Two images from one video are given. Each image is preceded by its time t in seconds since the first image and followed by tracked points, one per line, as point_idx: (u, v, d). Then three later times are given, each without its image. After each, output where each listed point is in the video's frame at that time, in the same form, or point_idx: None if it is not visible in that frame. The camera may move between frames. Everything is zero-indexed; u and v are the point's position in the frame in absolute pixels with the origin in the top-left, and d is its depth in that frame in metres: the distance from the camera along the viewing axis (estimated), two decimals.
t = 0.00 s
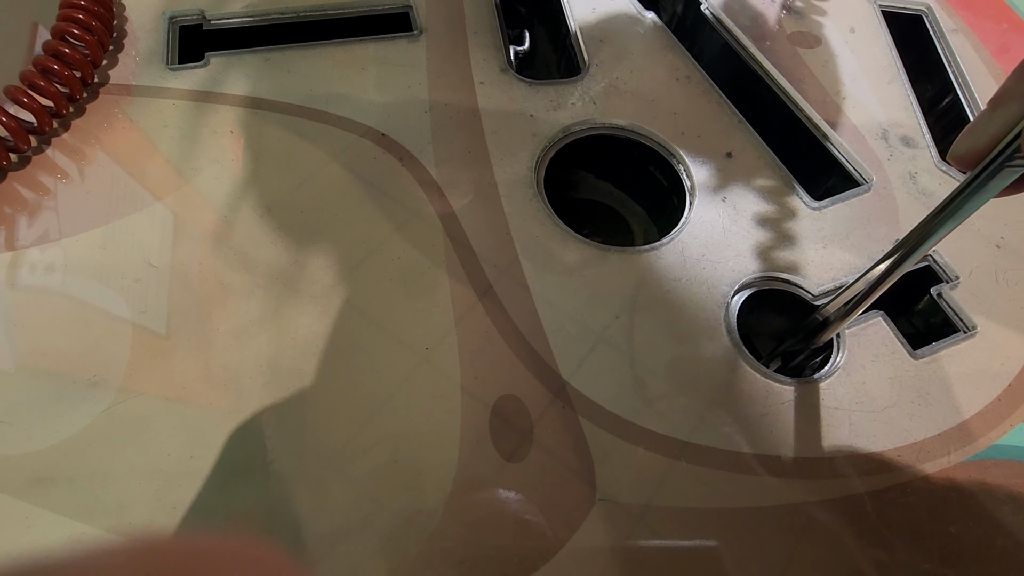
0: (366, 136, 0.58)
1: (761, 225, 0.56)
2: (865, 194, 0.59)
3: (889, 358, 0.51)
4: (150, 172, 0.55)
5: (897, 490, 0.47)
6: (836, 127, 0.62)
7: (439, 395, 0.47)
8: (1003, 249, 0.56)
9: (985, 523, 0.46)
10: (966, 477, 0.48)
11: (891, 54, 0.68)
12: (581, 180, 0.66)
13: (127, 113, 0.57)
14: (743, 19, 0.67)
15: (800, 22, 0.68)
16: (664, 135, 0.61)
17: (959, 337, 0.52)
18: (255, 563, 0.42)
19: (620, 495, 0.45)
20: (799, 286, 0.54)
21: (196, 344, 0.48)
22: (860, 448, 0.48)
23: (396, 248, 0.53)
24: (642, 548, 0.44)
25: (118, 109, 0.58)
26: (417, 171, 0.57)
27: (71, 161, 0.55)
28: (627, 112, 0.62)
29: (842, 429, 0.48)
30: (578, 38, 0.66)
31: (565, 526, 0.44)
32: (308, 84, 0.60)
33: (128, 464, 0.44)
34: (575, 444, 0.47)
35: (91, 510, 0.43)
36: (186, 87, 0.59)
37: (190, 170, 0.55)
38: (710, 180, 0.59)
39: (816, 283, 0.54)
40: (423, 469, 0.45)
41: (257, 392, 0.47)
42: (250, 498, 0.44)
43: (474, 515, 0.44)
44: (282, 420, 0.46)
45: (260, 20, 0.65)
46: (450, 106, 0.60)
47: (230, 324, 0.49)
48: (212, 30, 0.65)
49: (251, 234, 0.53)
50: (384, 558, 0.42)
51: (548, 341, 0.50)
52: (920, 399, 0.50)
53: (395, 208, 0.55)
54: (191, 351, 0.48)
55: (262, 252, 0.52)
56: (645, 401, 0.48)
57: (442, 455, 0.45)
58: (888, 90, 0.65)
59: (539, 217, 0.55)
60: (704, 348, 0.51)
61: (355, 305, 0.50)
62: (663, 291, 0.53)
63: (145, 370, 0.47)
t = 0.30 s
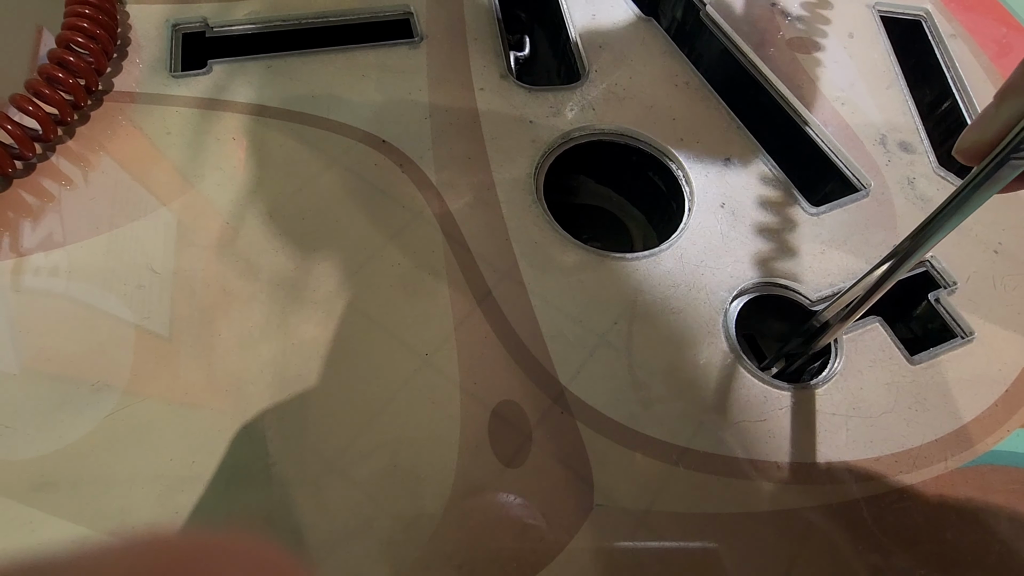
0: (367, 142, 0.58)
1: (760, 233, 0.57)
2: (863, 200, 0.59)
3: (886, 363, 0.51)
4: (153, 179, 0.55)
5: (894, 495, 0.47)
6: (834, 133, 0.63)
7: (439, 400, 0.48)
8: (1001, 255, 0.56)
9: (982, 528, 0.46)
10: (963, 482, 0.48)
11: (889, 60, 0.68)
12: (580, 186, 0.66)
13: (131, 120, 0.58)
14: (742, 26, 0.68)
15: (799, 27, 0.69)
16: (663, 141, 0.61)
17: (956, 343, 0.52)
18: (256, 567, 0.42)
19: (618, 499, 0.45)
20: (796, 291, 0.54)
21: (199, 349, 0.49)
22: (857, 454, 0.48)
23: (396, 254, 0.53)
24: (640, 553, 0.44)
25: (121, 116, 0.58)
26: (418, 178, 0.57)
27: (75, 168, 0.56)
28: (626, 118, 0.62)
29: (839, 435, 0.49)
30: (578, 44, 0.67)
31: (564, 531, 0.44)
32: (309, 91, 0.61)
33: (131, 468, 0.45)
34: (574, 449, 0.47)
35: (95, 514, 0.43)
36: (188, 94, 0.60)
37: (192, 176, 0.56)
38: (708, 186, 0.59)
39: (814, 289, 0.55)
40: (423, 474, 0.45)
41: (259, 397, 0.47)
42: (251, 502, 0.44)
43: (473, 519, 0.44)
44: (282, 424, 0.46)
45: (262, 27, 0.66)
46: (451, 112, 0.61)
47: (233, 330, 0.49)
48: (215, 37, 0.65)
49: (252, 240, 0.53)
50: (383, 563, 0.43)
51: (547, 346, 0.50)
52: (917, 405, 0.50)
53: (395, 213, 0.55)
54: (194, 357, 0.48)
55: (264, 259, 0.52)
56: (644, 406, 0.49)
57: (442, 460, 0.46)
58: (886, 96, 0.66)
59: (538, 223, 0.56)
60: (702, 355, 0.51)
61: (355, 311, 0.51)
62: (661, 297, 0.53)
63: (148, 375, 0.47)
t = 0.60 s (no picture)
0: (372, 143, 0.59)
1: (761, 233, 0.57)
2: (867, 200, 0.59)
3: (889, 363, 0.51)
4: (160, 179, 0.56)
5: (897, 495, 0.47)
6: (837, 134, 0.63)
7: (444, 400, 0.48)
8: (1004, 255, 0.56)
9: (985, 527, 0.46)
10: (966, 482, 0.48)
11: (893, 60, 0.68)
12: (584, 186, 0.67)
13: (137, 121, 0.58)
14: (745, 26, 0.68)
15: (802, 28, 0.69)
16: (667, 142, 0.62)
17: (960, 343, 0.53)
18: (261, 565, 0.43)
19: (622, 498, 0.46)
20: (800, 291, 0.55)
21: (205, 349, 0.49)
22: (860, 453, 0.48)
23: (401, 254, 0.54)
24: (643, 552, 0.44)
25: (128, 117, 0.59)
26: (422, 178, 0.57)
27: (81, 168, 0.56)
28: (630, 118, 0.63)
29: (842, 434, 0.49)
30: (581, 45, 0.67)
31: (568, 530, 0.45)
32: (314, 91, 0.61)
33: (138, 467, 0.45)
34: (578, 449, 0.47)
35: (102, 513, 0.43)
36: (194, 95, 0.60)
37: (198, 177, 0.56)
38: (712, 187, 0.59)
39: (817, 289, 0.55)
40: (428, 472, 0.46)
41: (264, 396, 0.47)
42: (257, 501, 0.44)
43: (478, 518, 0.44)
44: (288, 423, 0.47)
45: (267, 29, 0.66)
46: (455, 113, 0.61)
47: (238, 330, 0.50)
48: (220, 39, 0.66)
49: (258, 240, 0.53)
50: (388, 561, 0.43)
51: (551, 346, 0.51)
52: (920, 405, 0.50)
53: (399, 214, 0.55)
54: (200, 356, 0.49)
55: (269, 259, 0.53)
56: (648, 407, 0.49)
57: (447, 459, 0.46)
58: (889, 97, 0.66)
59: (542, 223, 0.56)
60: (705, 355, 0.51)
61: (360, 310, 0.51)
62: (665, 297, 0.53)
63: (154, 375, 0.48)
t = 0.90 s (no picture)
0: (377, 142, 0.59)
1: (765, 232, 0.57)
2: (871, 200, 0.59)
3: (895, 362, 0.51)
4: (165, 179, 0.56)
5: (903, 495, 0.47)
6: (842, 134, 0.63)
7: (449, 399, 0.48)
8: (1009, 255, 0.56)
9: (991, 527, 0.46)
10: (972, 482, 0.48)
11: (897, 60, 0.68)
12: (587, 186, 0.67)
13: (142, 121, 0.59)
14: (749, 27, 0.68)
15: (805, 28, 0.69)
16: (671, 142, 0.62)
17: (965, 342, 0.52)
18: (267, 564, 0.43)
19: (627, 497, 0.46)
20: (804, 291, 0.55)
21: (210, 348, 0.49)
22: (866, 453, 0.48)
23: (406, 253, 0.54)
24: (649, 551, 0.44)
25: (133, 117, 0.59)
26: (427, 177, 0.57)
27: (87, 168, 0.56)
28: (634, 118, 0.63)
29: (848, 433, 0.49)
30: (586, 45, 0.67)
31: (573, 529, 0.45)
32: (319, 91, 0.61)
33: (143, 466, 0.45)
34: (583, 448, 0.47)
35: (108, 511, 0.43)
36: (199, 95, 0.60)
37: (203, 176, 0.56)
38: (716, 187, 0.59)
39: (822, 289, 0.55)
40: (433, 471, 0.46)
41: (270, 395, 0.48)
42: (262, 500, 0.44)
43: (483, 517, 0.44)
44: (293, 422, 0.47)
45: (272, 29, 0.66)
46: (459, 112, 0.61)
47: (243, 329, 0.50)
48: (225, 38, 0.66)
49: (263, 240, 0.54)
50: (394, 560, 0.43)
51: (556, 345, 0.50)
52: (926, 404, 0.50)
53: (404, 213, 0.55)
54: (205, 355, 0.49)
55: (275, 259, 0.53)
56: (653, 406, 0.49)
57: (452, 458, 0.46)
58: (894, 96, 0.66)
59: (547, 223, 0.56)
60: (710, 354, 0.51)
61: (365, 310, 0.51)
62: (670, 296, 0.53)
63: (160, 374, 0.48)
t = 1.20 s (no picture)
0: (378, 143, 0.59)
1: (765, 232, 0.57)
2: (871, 200, 0.59)
3: (894, 362, 0.51)
4: (166, 179, 0.56)
5: (902, 495, 0.47)
6: (842, 135, 0.63)
7: (448, 398, 0.48)
8: (1009, 255, 0.56)
9: (990, 527, 0.46)
10: (972, 482, 0.48)
11: (897, 61, 0.68)
12: (588, 187, 0.68)
13: (144, 122, 0.59)
14: (749, 28, 0.69)
15: (805, 29, 0.69)
16: (671, 142, 0.62)
17: (965, 343, 0.53)
18: (268, 563, 0.43)
19: (627, 497, 0.46)
20: (805, 291, 0.55)
21: (212, 348, 0.49)
22: (865, 454, 0.48)
23: (406, 253, 0.54)
24: (648, 551, 0.44)
25: (136, 118, 0.59)
26: (427, 177, 0.58)
27: (89, 169, 0.56)
28: (634, 119, 0.63)
29: (847, 434, 0.49)
30: (588, 47, 0.67)
31: (572, 529, 0.45)
32: (320, 92, 0.61)
33: (144, 465, 0.45)
34: (583, 448, 0.47)
35: (109, 510, 0.44)
36: (201, 95, 0.60)
37: (204, 177, 0.56)
38: (716, 187, 0.59)
39: (822, 289, 0.55)
40: (432, 471, 0.46)
41: (270, 395, 0.48)
42: (263, 499, 0.44)
43: (483, 516, 0.45)
44: (293, 422, 0.47)
45: (273, 30, 0.66)
46: (460, 113, 0.61)
47: (244, 329, 0.50)
48: (227, 40, 0.66)
49: (264, 240, 0.54)
50: (394, 559, 0.43)
51: (556, 345, 0.51)
52: (925, 405, 0.50)
53: (404, 213, 0.56)
54: (206, 355, 0.49)
55: (275, 259, 0.53)
56: (653, 407, 0.49)
57: (452, 458, 0.46)
58: (894, 97, 0.66)
59: (547, 223, 0.56)
60: (710, 354, 0.51)
61: (366, 309, 0.51)
62: (670, 296, 0.53)
63: (162, 373, 0.48)
